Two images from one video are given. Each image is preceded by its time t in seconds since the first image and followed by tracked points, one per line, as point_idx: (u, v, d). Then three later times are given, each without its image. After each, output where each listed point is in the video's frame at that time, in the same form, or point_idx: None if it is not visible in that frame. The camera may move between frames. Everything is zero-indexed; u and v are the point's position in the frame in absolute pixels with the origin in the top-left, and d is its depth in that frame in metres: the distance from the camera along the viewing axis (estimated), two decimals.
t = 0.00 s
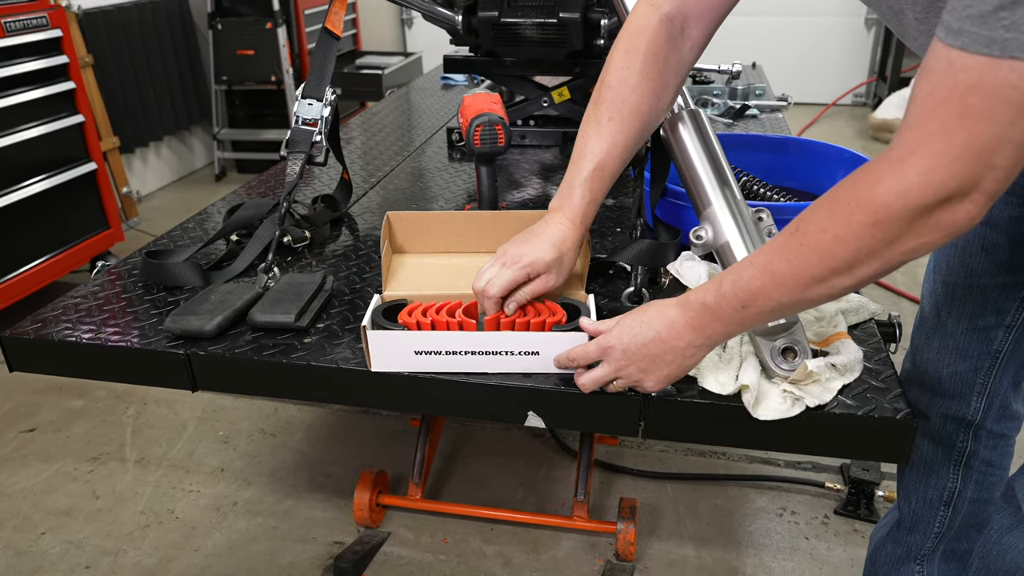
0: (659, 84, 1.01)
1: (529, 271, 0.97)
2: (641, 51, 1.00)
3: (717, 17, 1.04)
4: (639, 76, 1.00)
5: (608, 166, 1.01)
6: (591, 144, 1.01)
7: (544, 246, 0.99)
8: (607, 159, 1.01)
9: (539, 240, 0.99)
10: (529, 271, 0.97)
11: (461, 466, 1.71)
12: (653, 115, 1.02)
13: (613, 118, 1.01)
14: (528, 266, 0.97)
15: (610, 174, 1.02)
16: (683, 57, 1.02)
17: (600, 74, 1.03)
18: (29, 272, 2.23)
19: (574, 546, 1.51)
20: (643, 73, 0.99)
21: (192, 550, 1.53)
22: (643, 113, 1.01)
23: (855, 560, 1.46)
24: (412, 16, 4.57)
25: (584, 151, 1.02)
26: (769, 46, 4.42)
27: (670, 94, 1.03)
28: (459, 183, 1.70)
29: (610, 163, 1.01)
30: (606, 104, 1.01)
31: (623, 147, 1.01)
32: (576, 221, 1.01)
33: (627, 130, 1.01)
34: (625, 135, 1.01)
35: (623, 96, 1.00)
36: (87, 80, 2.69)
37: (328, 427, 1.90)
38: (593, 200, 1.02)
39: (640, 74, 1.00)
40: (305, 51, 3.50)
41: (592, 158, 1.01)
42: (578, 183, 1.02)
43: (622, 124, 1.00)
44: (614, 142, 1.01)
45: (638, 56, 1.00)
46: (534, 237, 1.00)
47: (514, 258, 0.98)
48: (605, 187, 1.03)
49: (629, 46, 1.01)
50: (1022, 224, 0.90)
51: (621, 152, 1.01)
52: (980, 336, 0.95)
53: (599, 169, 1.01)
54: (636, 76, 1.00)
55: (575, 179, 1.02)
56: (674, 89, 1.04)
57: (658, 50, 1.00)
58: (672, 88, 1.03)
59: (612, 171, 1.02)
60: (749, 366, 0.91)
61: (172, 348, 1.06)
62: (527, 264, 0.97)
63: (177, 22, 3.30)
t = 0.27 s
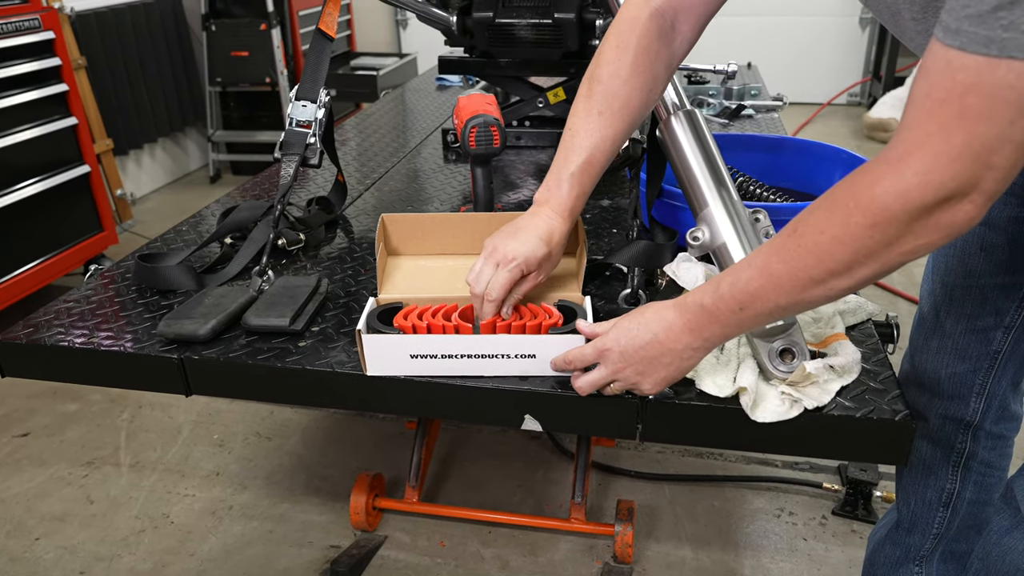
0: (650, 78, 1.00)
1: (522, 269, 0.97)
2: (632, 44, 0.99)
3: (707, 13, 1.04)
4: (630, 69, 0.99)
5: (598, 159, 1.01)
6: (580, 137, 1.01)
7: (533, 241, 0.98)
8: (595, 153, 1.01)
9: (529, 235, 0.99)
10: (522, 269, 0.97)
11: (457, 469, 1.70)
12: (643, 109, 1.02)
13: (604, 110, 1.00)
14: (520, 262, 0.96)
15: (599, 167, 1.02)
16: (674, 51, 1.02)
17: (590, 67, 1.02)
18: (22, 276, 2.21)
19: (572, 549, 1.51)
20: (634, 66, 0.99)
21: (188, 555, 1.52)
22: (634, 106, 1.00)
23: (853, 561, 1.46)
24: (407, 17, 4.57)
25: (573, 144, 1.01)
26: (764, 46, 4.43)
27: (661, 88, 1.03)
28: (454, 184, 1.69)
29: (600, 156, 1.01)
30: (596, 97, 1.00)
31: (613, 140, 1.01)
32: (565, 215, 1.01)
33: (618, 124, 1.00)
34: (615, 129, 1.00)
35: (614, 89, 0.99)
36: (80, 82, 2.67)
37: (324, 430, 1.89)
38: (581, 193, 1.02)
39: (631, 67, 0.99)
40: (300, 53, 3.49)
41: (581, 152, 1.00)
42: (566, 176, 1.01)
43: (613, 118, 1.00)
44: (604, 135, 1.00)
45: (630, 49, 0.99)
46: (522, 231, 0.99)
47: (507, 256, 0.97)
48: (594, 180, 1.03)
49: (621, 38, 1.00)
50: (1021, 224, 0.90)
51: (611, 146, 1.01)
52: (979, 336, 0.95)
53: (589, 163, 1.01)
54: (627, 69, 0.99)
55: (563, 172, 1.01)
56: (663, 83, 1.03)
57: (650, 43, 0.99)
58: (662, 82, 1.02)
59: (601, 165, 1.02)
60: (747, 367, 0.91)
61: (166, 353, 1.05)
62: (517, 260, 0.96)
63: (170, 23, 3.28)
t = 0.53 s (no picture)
0: (651, 79, 1.00)
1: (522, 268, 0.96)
2: (633, 44, 0.99)
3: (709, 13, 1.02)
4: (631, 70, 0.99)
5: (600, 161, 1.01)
6: (581, 141, 1.00)
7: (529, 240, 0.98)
8: (597, 157, 1.00)
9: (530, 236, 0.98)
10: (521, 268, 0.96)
11: (454, 470, 1.69)
12: (644, 111, 1.02)
13: (604, 112, 1.00)
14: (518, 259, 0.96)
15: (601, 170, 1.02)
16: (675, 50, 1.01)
17: (591, 67, 1.01)
18: (17, 277, 2.20)
19: (570, 550, 1.50)
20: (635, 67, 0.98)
21: (184, 557, 1.52)
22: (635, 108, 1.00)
23: (852, 562, 1.45)
24: (404, 18, 4.56)
25: (575, 146, 1.01)
26: (761, 46, 4.43)
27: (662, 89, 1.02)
28: (451, 185, 1.69)
29: (601, 158, 1.01)
30: (597, 98, 1.00)
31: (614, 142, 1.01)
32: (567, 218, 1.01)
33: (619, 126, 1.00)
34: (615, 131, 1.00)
35: (615, 91, 0.99)
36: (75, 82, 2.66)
37: (321, 431, 1.88)
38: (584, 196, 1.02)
39: (631, 68, 0.99)
40: (296, 53, 3.48)
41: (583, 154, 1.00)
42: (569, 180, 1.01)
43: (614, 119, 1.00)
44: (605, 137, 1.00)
45: (631, 49, 0.99)
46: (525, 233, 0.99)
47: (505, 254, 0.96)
48: (595, 183, 1.02)
49: (621, 38, 1.00)
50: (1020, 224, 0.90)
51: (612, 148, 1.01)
52: (978, 336, 0.94)
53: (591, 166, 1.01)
54: (627, 70, 0.99)
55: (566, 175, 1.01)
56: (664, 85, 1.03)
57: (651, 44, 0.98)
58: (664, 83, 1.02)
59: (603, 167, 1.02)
60: (745, 368, 0.91)
61: (161, 355, 1.04)
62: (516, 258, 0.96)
63: (166, 23, 3.27)
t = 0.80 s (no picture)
0: (639, 54, 0.97)
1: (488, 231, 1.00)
2: (622, 20, 0.97)
3: None
4: (618, 45, 0.97)
5: (580, 133, 1.00)
6: (563, 119, 0.99)
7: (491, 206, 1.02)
8: (577, 136, 1.00)
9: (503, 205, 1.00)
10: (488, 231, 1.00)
11: (450, 471, 1.69)
12: (631, 93, 0.99)
13: (586, 85, 0.98)
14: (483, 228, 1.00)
15: (582, 143, 1.00)
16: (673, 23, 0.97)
17: (581, 46, 1.01)
18: (10, 278, 2.19)
19: (567, 550, 1.50)
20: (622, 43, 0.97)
21: (179, 558, 1.51)
22: (621, 83, 0.98)
23: (849, 561, 1.45)
24: (400, 17, 4.55)
25: (556, 118, 1.00)
26: (757, 46, 4.43)
27: (656, 68, 0.99)
28: (447, 184, 1.69)
29: (582, 131, 0.99)
30: (584, 74, 0.99)
31: (597, 113, 0.99)
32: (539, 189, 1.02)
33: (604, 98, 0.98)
34: (598, 105, 0.98)
35: (599, 64, 0.98)
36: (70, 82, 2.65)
37: (317, 432, 1.87)
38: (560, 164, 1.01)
39: (619, 44, 0.97)
40: (292, 52, 3.47)
41: (564, 126, 0.99)
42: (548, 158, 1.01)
43: (599, 93, 0.98)
44: (590, 109, 0.98)
45: (619, 25, 0.97)
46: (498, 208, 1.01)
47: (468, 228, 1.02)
48: (573, 156, 1.01)
49: (612, 19, 0.98)
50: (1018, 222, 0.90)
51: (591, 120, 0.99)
52: (975, 335, 0.94)
53: (570, 137, 1.00)
54: (615, 45, 0.97)
55: (543, 146, 1.00)
56: (655, 68, 0.99)
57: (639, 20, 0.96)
58: (658, 62, 0.99)
59: (585, 138, 1.00)
60: (741, 367, 0.91)
61: (154, 355, 1.04)
62: (485, 227, 1.00)
63: (161, 23, 3.26)
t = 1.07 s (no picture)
0: (638, 46, 0.97)
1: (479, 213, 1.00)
2: (622, 12, 0.97)
3: None
4: (617, 37, 0.97)
5: (577, 123, 1.00)
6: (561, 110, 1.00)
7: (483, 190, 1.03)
8: (575, 127, 1.01)
9: (498, 188, 1.02)
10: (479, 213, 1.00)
11: (448, 470, 1.69)
12: (630, 85, 0.99)
13: (584, 76, 0.99)
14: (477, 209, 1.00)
15: (579, 132, 1.01)
16: (674, 16, 0.96)
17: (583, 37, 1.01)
18: (7, 277, 2.19)
19: (564, 549, 1.50)
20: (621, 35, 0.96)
21: (176, 558, 1.51)
22: (619, 76, 0.98)
23: (845, 560, 1.46)
24: (397, 16, 4.55)
25: (555, 108, 1.01)
26: (754, 45, 4.44)
27: (657, 61, 0.98)
28: (444, 183, 1.69)
29: (580, 122, 1.00)
30: (583, 65, 0.99)
31: (594, 104, 0.99)
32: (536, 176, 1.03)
33: (602, 89, 0.99)
34: (595, 96, 0.99)
35: (597, 54, 0.98)
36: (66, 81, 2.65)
37: (315, 431, 1.87)
38: (557, 152, 1.02)
39: (618, 35, 0.97)
40: (289, 52, 3.47)
41: (562, 116, 1.00)
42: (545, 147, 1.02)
43: (598, 84, 0.98)
44: (587, 100, 0.99)
45: (619, 17, 0.97)
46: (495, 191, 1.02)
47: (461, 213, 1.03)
48: (571, 145, 1.02)
49: (612, 12, 0.98)
50: (1015, 222, 0.90)
51: (588, 111, 1.00)
52: (971, 334, 0.95)
53: (567, 126, 1.01)
54: (614, 37, 0.97)
55: (541, 134, 1.02)
56: (655, 60, 0.98)
57: (638, 13, 0.96)
58: (659, 55, 0.98)
59: (582, 128, 1.01)
60: (738, 367, 0.90)
61: (151, 355, 1.04)
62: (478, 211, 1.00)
63: (158, 22, 3.26)
